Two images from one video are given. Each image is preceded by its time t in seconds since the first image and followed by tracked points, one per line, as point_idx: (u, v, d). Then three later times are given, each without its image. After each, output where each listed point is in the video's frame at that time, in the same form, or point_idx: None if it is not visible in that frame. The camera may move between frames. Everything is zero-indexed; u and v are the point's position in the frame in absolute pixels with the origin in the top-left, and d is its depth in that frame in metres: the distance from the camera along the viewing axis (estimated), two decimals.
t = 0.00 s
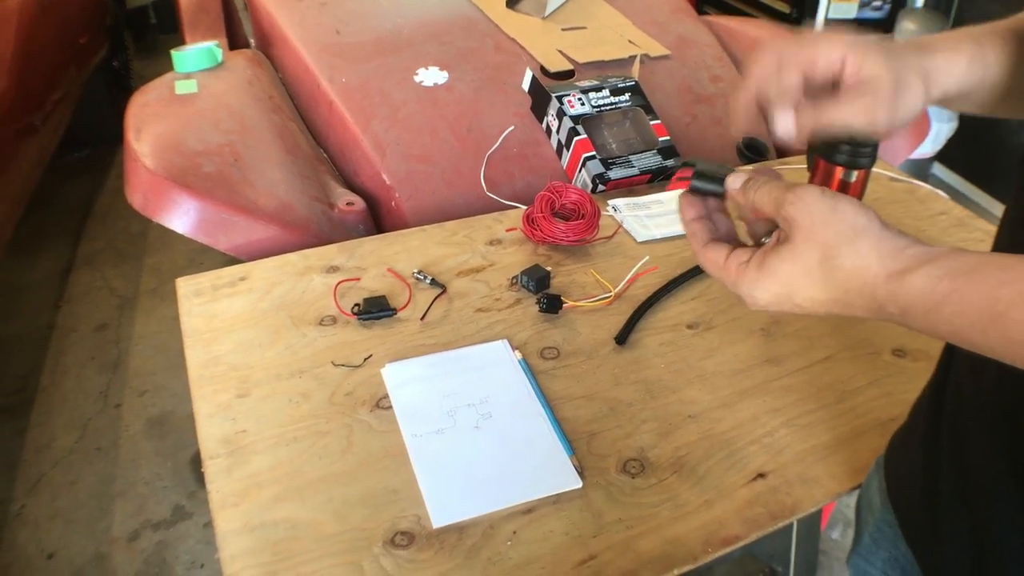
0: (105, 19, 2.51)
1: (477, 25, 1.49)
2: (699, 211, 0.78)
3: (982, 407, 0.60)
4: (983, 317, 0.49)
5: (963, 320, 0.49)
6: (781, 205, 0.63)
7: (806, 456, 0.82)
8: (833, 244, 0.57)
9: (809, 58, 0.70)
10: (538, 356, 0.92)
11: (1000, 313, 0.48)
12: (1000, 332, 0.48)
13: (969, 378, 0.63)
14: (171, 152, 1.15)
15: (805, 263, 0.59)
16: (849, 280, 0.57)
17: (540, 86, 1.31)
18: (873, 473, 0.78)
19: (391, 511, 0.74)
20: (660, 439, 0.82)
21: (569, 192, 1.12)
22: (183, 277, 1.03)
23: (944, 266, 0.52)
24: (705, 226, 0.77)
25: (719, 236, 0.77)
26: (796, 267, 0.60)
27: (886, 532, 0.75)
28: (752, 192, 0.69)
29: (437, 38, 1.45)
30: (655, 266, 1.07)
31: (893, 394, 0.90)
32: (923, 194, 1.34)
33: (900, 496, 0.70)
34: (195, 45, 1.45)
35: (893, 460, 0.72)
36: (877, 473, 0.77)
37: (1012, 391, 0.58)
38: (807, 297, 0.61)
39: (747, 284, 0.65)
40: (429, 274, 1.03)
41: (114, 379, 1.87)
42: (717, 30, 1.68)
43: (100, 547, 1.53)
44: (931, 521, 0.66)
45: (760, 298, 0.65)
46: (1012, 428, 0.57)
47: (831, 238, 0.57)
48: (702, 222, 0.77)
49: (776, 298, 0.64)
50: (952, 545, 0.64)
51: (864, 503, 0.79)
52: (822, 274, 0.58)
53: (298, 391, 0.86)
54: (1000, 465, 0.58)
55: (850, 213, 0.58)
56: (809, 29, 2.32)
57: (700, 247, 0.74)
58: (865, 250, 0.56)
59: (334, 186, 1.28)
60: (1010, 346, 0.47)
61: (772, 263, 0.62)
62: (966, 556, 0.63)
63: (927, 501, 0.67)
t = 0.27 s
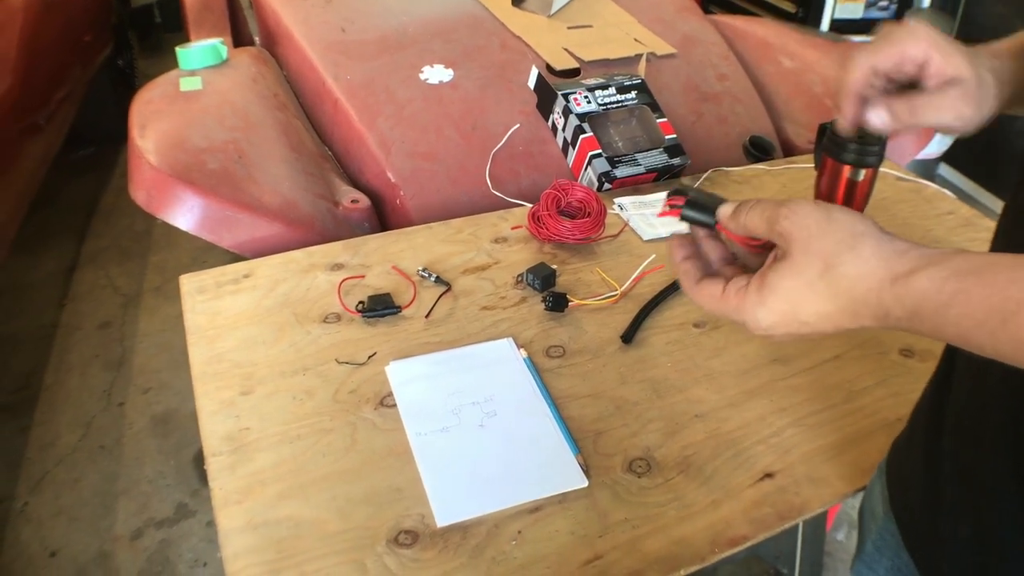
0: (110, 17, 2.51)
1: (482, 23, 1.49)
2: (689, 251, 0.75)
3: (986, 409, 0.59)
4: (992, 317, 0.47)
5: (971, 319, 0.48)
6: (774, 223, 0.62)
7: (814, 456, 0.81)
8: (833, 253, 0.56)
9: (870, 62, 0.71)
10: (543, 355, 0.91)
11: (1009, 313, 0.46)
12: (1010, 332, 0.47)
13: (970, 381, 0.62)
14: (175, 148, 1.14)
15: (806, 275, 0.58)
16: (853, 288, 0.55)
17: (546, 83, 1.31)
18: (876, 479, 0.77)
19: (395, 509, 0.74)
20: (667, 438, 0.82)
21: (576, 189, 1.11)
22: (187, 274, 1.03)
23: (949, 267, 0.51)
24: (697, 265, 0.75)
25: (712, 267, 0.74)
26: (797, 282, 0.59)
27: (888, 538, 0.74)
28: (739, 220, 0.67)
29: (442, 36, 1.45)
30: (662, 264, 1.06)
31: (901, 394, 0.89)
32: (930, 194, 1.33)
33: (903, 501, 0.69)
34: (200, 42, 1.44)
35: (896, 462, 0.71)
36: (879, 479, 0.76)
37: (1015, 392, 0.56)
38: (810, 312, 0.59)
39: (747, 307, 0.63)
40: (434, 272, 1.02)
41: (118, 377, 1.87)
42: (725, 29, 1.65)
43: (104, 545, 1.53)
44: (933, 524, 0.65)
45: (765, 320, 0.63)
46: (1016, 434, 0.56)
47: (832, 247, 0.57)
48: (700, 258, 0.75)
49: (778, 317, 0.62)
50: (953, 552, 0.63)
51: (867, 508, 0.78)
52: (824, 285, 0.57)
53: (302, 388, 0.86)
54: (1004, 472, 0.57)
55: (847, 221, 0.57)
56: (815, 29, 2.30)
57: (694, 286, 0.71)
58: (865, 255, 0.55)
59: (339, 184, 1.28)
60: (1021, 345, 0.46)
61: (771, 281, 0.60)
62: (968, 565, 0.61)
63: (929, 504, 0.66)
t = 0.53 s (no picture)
0: (114, 16, 2.51)
1: (486, 22, 1.48)
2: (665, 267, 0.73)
3: (981, 413, 0.58)
4: (980, 315, 0.47)
5: (958, 315, 0.48)
6: (759, 225, 0.62)
7: (817, 459, 0.80)
8: (818, 252, 0.56)
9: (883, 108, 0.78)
10: (544, 356, 0.90)
11: (998, 309, 0.46)
12: (998, 330, 0.46)
13: (972, 384, 0.60)
14: (176, 147, 1.14)
15: (790, 273, 0.57)
16: (841, 285, 0.55)
17: (548, 83, 1.30)
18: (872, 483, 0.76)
19: (395, 511, 0.73)
20: (669, 441, 0.81)
21: (578, 190, 1.11)
22: (188, 273, 1.02)
23: (937, 264, 0.50)
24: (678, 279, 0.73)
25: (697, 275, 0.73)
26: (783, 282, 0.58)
27: (885, 541, 0.73)
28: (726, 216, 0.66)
29: (445, 35, 1.44)
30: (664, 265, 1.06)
31: (905, 396, 0.89)
32: (935, 195, 1.32)
33: (900, 505, 0.69)
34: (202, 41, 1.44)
35: (894, 466, 0.71)
36: (876, 483, 0.75)
37: (1011, 392, 0.55)
38: (797, 313, 0.58)
39: (734, 314, 0.63)
40: (435, 272, 1.02)
41: (120, 376, 1.87)
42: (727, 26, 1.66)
43: (105, 544, 1.53)
44: (931, 526, 0.65)
45: (752, 321, 0.62)
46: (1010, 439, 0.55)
47: (815, 246, 0.56)
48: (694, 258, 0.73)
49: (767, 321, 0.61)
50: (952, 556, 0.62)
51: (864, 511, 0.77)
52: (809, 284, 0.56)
53: (302, 389, 0.85)
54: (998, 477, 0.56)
55: (833, 221, 0.57)
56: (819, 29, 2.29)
57: (677, 299, 0.70)
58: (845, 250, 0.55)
59: (340, 183, 1.27)
60: (1010, 343, 0.45)
61: (756, 283, 0.60)
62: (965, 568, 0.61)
63: (926, 505, 0.65)
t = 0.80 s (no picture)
0: (116, 16, 2.51)
1: (487, 22, 1.48)
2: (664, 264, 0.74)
3: (976, 416, 0.58)
4: (970, 308, 0.46)
5: (948, 308, 0.47)
6: (755, 220, 0.62)
7: (817, 463, 0.80)
8: (812, 246, 0.56)
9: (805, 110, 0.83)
10: (543, 358, 0.90)
11: (987, 302, 0.45)
12: (987, 324, 0.45)
13: (967, 387, 0.59)
14: (176, 147, 1.14)
15: (784, 269, 0.58)
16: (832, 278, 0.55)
17: (549, 83, 1.30)
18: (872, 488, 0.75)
19: (391, 515, 0.73)
20: (668, 445, 0.80)
21: (578, 191, 1.10)
22: (186, 274, 1.02)
23: (930, 258, 0.49)
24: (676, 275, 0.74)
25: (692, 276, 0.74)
26: (776, 277, 0.58)
27: (881, 546, 0.72)
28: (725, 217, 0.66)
29: (446, 35, 1.44)
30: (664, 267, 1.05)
31: (906, 400, 0.88)
32: (938, 197, 1.31)
33: (896, 507, 0.68)
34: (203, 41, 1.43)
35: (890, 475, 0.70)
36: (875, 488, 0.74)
37: (1005, 393, 0.54)
38: (790, 307, 0.59)
39: (731, 309, 0.64)
40: (434, 273, 1.01)
41: (121, 376, 1.87)
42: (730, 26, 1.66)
43: (105, 544, 1.53)
44: (925, 529, 0.64)
45: (746, 316, 0.63)
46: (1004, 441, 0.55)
47: (808, 241, 0.56)
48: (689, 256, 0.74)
49: (762, 317, 0.62)
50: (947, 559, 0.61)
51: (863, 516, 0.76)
52: (802, 278, 0.57)
53: (299, 391, 0.85)
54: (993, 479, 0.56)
55: (828, 217, 0.57)
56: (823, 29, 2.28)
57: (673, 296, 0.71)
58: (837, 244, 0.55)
59: (340, 183, 1.27)
60: (998, 337, 0.45)
61: (751, 277, 0.60)
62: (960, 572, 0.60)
63: (920, 513, 0.64)
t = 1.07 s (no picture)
0: (116, 15, 2.51)
1: (487, 22, 1.47)
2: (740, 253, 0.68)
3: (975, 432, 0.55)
4: None
5: None
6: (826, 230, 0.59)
7: (814, 467, 0.79)
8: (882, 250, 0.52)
9: (728, 208, 0.78)
10: (540, 360, 0.89)
11: None
12: None
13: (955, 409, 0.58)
14: (173, 148, 1.13)
15: (853, 260, 0.53)
16: (896, 288, 0.49)
17: (548, 83, 1.29)
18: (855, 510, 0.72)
19: (385, 518, 0.72)
20: (665, 448, 0.80)
21: (576, 192, 1.10)
22: (183, 274, 1.02)
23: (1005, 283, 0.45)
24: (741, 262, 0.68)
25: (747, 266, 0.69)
26: (842, 267, 0.53)
27: None
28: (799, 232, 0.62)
29: (446, 35, 1.43)
30: (662, 268, 1.04)
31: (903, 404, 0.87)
32: (939, 198, 1.31)
33: (893, 531, 0.64)
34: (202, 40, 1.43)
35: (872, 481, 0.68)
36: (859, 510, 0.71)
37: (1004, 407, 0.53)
38: (839, 305, 0.52)
39: (779, 280, 0.57)
40: (431, 274, 1.01)
41: (120, 376, 1.87)
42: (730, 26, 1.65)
43: (103, 544, 1.52)
44: (930, 555, 0.60)
45: (791, 299, 0.56)
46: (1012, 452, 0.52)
47: (876, 246, 0.53)
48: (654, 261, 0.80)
49: (802, 304, 0.55)
50: None
51: (847, 544, 0.72)
52: (865, 278, 0.51)
53: (294, 393, 0.84)
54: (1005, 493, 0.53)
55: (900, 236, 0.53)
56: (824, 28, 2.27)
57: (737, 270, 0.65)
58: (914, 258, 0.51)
59: (338, 183, 1.27)
60: None
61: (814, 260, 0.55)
62: None
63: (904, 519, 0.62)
